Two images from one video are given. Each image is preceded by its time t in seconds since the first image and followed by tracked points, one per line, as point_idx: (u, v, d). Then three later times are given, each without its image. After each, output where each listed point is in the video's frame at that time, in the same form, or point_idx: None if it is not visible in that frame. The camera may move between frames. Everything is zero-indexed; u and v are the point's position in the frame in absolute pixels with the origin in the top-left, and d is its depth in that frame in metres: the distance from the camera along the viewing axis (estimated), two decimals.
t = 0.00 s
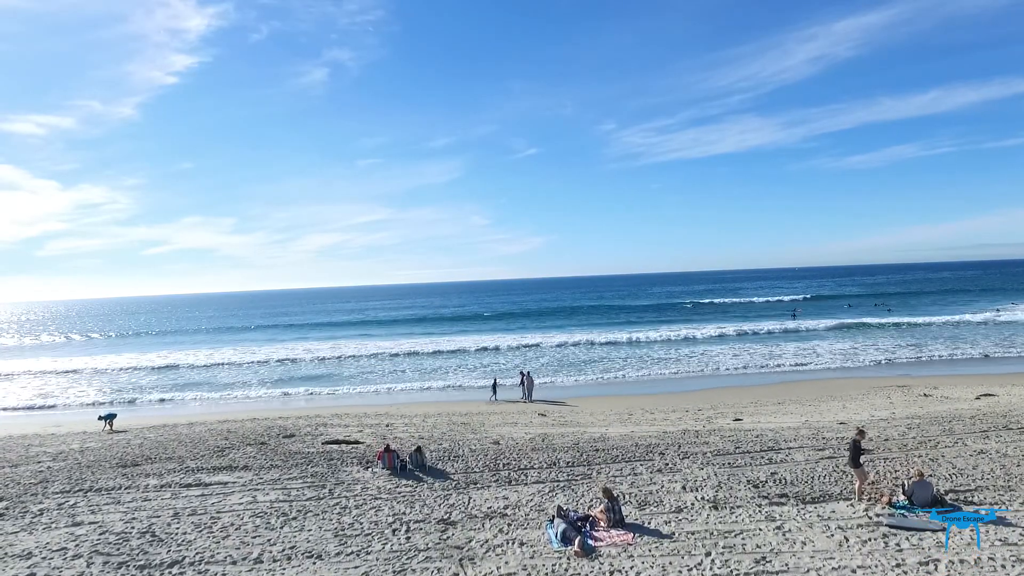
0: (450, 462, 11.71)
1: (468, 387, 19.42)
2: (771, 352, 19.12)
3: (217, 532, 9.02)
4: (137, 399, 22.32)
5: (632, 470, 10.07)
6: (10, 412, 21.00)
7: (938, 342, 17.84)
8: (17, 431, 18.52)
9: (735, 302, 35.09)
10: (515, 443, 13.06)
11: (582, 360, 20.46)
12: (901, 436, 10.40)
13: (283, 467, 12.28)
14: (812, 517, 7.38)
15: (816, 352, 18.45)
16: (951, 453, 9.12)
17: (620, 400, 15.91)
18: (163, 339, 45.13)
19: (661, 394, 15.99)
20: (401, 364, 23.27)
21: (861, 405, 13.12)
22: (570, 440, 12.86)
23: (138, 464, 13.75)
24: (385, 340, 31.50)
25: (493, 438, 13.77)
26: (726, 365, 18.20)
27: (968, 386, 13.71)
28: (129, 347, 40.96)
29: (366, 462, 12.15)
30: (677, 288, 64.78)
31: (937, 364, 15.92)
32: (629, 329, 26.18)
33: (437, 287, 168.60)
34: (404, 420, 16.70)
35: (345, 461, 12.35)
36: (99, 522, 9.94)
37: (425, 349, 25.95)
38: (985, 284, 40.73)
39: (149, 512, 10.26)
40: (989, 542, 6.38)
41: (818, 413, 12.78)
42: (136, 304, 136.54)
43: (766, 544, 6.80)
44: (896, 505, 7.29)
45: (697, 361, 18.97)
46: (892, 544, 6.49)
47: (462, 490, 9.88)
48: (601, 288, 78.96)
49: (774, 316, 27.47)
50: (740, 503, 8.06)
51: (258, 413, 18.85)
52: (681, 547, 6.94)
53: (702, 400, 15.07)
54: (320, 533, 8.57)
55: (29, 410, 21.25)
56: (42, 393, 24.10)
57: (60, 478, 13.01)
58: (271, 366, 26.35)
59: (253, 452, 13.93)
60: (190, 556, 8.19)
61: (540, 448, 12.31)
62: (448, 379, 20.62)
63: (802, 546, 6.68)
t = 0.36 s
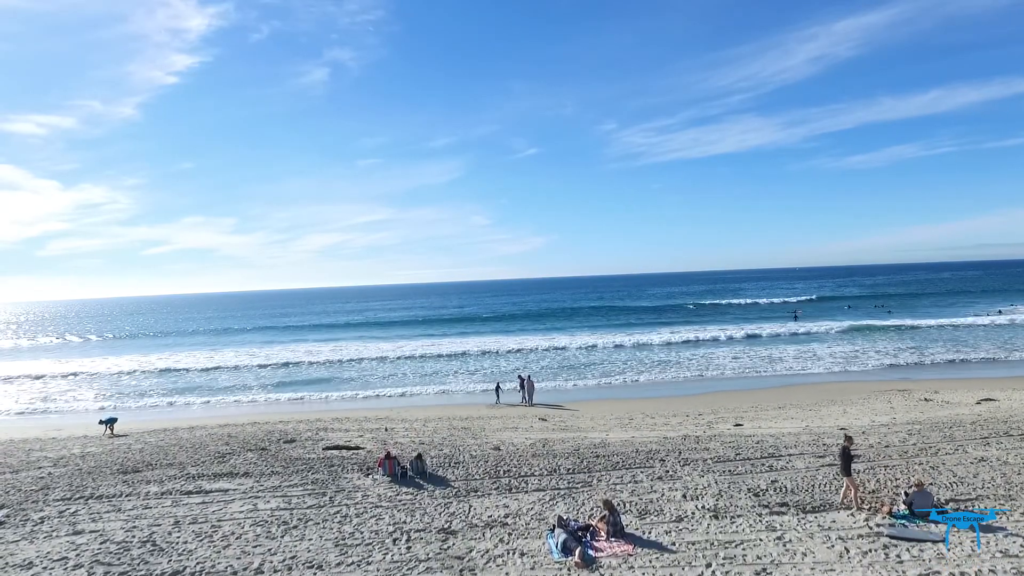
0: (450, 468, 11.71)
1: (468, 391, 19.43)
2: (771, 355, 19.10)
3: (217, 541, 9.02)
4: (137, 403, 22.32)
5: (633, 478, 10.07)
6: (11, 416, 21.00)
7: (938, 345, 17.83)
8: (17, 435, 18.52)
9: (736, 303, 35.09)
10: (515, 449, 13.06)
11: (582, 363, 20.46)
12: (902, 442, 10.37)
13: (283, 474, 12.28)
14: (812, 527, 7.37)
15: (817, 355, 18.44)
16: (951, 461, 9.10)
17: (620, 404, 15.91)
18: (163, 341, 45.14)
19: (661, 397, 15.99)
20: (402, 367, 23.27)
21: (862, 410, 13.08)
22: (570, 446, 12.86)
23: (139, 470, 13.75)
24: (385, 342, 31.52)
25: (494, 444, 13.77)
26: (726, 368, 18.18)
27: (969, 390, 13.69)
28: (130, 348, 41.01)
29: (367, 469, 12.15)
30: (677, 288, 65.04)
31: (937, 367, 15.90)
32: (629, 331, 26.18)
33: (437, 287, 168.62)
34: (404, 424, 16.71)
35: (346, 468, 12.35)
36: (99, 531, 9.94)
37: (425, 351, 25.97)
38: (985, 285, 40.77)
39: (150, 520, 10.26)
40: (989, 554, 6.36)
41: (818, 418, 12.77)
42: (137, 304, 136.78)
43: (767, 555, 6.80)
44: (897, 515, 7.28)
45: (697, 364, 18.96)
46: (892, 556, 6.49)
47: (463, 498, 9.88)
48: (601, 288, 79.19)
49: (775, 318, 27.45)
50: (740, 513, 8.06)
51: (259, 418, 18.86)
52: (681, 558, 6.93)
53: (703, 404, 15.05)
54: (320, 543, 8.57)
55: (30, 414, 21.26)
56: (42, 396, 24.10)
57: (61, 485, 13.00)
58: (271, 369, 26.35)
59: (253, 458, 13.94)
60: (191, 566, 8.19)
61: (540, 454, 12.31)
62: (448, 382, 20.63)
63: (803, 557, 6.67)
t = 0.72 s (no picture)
0: (451, 476, 11.70)
1: (469, 395, 19.40)
2: (772, 358, 19.07)
3: (218, 551, 9.00)
4: (138, 407, 22.32)
5: (634, 486, 10.06)
6: (11, 420, 21.01)
7: (939, 348, 17.79)
8: (18, 439, 18.53)
9: (736, 305, 35.04)
10: (516, 455, 13.07)
11: (583, 367, 20.43)
12: (904, 449, 10.34)
13: (284, 482, 12.27)
14: (814, 538, 7.35)
15: (818, 358, 18.43)
16: (953, 469, 9.07)
17: (621, 408, 15.90)
18: (163, 343, 45.12)
19: (661, 402, 15.98)
20: (402, 371, 23.29)
21: (863, 415, 13.04)
22: (571, 452, 12.85)
23: (139, 477, 13.74)
24: (386, 344, 31.53)
25: (495, 450, 13.77)
26: (727, 371, 18.17)
27: (970, 394, 13.65)
28: (130, 350, 41.02)
29: (368, 476, 12.14)
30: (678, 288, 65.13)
31: (937, 370, 15.90)
32: (630, 333, 26.15)
33: (438, 287, 168.65)
34: (404, 429, 16.70)
35: (347, 475, 12.35)
36: (100, 540, 9.93)
37: (426, 354, 25.98)
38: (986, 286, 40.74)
39: (150, 529, 10.25)
40: (991, 566, 6.34)
41: (820, 423, 12.74)
42: (137, 305, 136.89)
43: (769, 567, 6.79)
44: (899, 526, 7.27)
45: (698, 367, 18.96)
46: (895, 568, 6.47)
47: (463, 507, 9.87)
48: (602, 289, 79.40)
49: (776, 320, 27.39)
50: (741, 523, 8.04)
51: (259, 422, 18.86)
52: (682, 571, 6.92)
53: (704, 409, 15.02)
54: (321, 553, 8.56)
55: (30, 418, 21.27)
56: (43, 400, 24.09)
57: (62, 492, 12.99)
58: (272, 373, 26.34)
59: (254, 465, 13.94)
60: None
61: (541, 461, 12.29)
62: (449, 385, 20.64)
63: (804, 569, 6.66)
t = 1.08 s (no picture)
0: (452, 484, 11.66)
1: (469, 399, 19.37)
2: (773, 361, 19.02)
3: (218, 563, 8.97)
4: (138, 411, 22.29)
5: (635, 495, 10.04)
6: (11, 424, 20.97)
7: (940, 351, 17.75)
8: (18, 444, 18.49)
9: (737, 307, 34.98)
10: (516, 462, 13.03)
11: (583, 371, 20.38)
12: (905, 456, 10.27)
13: (284, 490, 12.24)
14: (816, 550, 7.32)
15: (818, 361, 18.38)
16: (955, 478, 9.02)
17: (621, 412, 15.85)
18: (163, 345, 45.06)
19: (662, 406, 15.93)
20: (402, 375, 23.27)
21: (864, 421, 12.90)
22: (572, 459, 12.82)
23: (139, 485, 13.68)
24: (385, 346, 31.50)
25: (495, 456, 13.73)
26: (727, 375, 18.12)
27: (972, 398, 13.56)
28: (130, 353, 40.99)
29: (369, 484, 12.11)
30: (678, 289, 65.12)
31: (938, 373, 15.86)
32: (630, 336, 26.10)
33: (438, 287, 168.58)
34: (405, 434, 16.65)
35: (348, 483, 12.32)
36: (99, 551, 9.89)
37: (426, 357, 25.97)
38: (986, 287, 40.70)
39: (150, 539, 10.22)
40: None
41: (821, 430, 12.60)
42: (137, 306, 136.95)
43: None
44: (902, 538, 7.23)
45: (698, 370, 18.93)
46: None
47: (464, 516, 9.85)
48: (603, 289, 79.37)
49: (776, 322, 27.34)
50: (743, 534, 8.01)
51: (259, 427, 18.83)
52: None
53: (705, 414, 14.95)
54: (322, 565, 8.53)
55: (30, 422, 21.23)
56: (42, 404, 24.05)
57: (61, 500, 12.95)
58: (272, 377, 26.30)
59: (254, 472, 13.91)
60: None
61: (541, 469, 12.25)
62: (449, 389, 20.62)
63: None
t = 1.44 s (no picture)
0: (452, 493, 11.63)
1: (469, 404, 19.35)
2: (772, 364, 18.99)
3: None
4: (137, 416, 22.27)
5: (636, 505, 10.02)
6: (11, 429, 20.93)
7: (942, 355, 17.72)
8: (18, 449, 18.47)
9: (736, 309, 34.94)
10: (516, 470, 13.00)
11: (583, 375, 20.37)
12: (907, 463, 10.13)
13: (284, 499, 12.21)
14: (817, 563, 7.30)
15: (818, 364, 18.35)
16: (957, 487, 8.93)
17: (621, 417, 15.80)
18: (163, 347, 44.98)
19: (663, 411, 15.87)
20: (402, 379, 23.26)
21: (865, 426, 12.58)
22: (572, 467, 12.80)
23: (139, 493, 13.65)
24: (385, 349, 31.47)
25: (496, 464, 13.67)
26: (728, 378, 18.09)
27: (973, 404, 13.39)
28: (129, 355, 40.96)
29: (369, 494, 12.08)
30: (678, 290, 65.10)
31: (937, 377, 15.86)
32: (630, 339, 26.08)
33: (439, 287, 168.60)
34: (405, 441, 16.62)
35: (348, 492, 12.30)
36: (100, 563, 9.87)
37: (426, 361, 25.97)
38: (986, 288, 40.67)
39: (150, 551, 10.19)
40: None
41: (822, 436, 12.27)
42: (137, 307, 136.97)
43: None
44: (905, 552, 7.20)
45: (698, 374, 18.92)
46: None
47: (465, 527, 9.83)
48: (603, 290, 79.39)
49: (776, 324, 27.30)
50: (745, 546, 7.99)
51: (259, 432, 18.82)
52: None
53: (706, 418, 14.82)
54: None
55: (30, 427, 21.20)
56: (42, 409, 24.02)
57: (61, 509, 12.92)
58: (272, 381, 26.28)
59: (254, 480, 13.89)
60: None
61: (542, 477, 12.21)
62: (449, 394, 20.62)
63: None
